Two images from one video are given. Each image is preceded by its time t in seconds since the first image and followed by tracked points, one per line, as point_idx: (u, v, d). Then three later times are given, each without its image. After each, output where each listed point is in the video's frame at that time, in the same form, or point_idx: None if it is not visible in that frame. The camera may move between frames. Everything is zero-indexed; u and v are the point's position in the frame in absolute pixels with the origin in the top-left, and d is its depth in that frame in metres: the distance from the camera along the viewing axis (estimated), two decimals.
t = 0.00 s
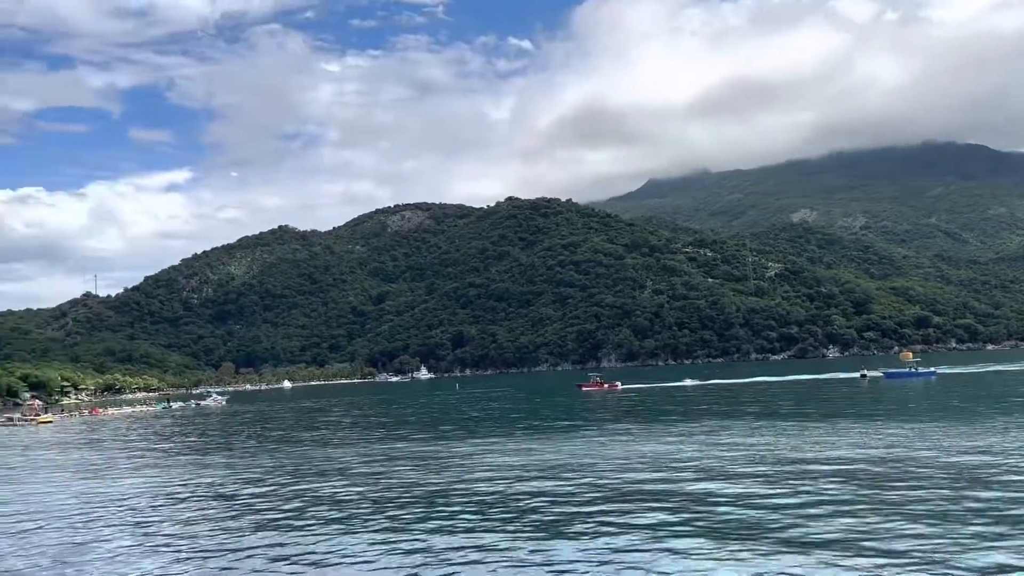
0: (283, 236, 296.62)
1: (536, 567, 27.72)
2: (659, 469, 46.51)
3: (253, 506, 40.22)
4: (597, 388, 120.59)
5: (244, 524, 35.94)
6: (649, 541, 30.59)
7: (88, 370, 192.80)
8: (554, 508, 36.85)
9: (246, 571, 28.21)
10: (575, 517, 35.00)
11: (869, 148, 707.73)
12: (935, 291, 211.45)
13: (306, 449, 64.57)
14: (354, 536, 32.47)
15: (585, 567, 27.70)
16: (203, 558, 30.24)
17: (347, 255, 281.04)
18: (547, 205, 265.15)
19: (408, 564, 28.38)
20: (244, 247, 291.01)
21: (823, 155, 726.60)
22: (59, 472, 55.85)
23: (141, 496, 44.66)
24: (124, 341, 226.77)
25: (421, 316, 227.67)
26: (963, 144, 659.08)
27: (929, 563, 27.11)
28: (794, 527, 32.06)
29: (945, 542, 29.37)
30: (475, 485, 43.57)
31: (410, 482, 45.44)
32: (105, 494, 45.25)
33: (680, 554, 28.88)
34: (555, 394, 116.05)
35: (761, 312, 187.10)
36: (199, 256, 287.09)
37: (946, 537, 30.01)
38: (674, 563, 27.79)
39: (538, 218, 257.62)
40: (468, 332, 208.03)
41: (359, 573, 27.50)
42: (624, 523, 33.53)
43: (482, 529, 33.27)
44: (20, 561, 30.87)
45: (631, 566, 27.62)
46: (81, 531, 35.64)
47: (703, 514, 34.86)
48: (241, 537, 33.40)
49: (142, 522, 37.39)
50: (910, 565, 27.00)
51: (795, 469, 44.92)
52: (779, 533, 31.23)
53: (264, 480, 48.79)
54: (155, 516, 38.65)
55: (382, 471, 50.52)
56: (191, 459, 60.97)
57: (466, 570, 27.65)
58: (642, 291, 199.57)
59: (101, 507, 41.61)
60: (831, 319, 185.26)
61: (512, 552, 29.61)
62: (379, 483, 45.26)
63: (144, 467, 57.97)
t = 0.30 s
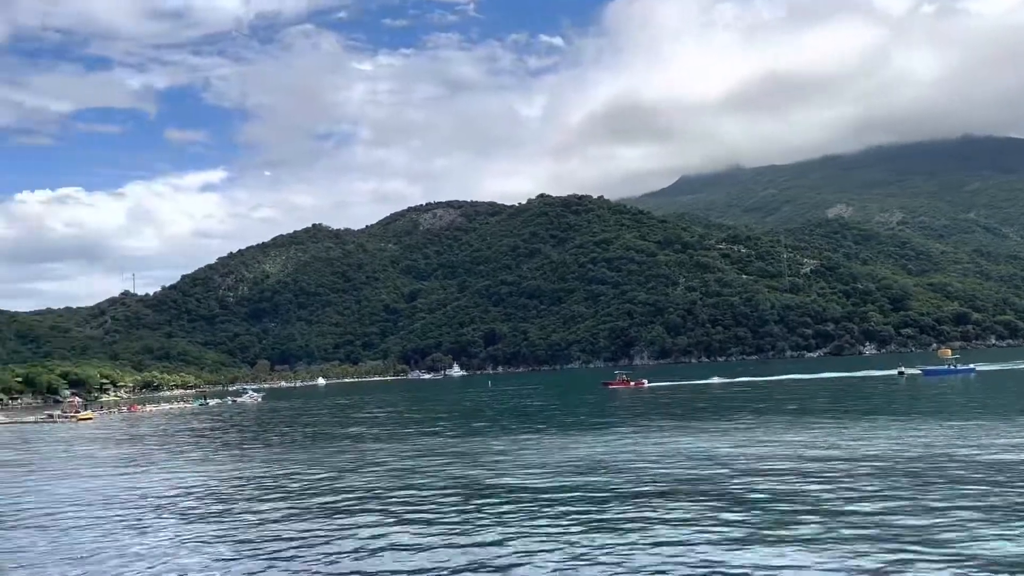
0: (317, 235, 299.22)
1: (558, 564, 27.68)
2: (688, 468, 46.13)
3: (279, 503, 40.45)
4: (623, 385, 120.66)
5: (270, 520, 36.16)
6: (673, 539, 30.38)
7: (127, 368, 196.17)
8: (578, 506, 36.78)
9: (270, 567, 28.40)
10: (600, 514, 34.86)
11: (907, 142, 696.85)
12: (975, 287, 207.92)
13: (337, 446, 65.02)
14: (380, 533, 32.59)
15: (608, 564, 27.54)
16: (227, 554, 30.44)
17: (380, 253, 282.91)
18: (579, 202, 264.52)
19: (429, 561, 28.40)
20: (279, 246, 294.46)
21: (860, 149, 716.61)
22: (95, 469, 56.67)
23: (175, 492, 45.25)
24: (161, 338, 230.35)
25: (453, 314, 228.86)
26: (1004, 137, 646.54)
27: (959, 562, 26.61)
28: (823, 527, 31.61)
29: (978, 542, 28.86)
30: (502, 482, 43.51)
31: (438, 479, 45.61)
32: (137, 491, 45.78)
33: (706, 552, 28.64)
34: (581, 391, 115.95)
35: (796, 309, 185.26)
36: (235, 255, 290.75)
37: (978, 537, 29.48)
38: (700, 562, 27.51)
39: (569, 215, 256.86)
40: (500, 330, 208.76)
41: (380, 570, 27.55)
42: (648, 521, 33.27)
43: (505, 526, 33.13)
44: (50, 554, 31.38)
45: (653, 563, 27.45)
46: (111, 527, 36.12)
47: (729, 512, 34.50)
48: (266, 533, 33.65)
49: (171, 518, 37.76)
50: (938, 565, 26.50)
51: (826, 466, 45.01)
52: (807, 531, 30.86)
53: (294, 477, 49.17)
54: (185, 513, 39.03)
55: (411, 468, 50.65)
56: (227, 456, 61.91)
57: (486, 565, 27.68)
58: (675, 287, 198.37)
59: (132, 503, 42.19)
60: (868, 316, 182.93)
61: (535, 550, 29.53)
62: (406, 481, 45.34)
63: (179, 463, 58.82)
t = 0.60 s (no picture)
0: (352, 233, 301.64)
1: (585, 561, 27.78)
2: (722, 465, 45.84)
3: (318, 498, 40.98)
4: (651, 383, 120.27)
5: (303, 516, 36.65)
6: (701, 537, 30.32)
7: (167, 364, 199.54)
8: (609, 503, 36.78)
9: (301, 561, 28.82)
10: (629, 511, 34.90)
11: (948, 136, 683.94)
12: (1019, 282, 203.66)
13: (373, 442, 65.51)
14: (409, 529, 32.92)
15: (636, 561, 27.56)
16: (260, 548, 30.95)
17: (414, 250, 284.50)
18: (614, 198, 263.35)
19: (457, 557, 28.63)
20: (315, 243, 297.37)
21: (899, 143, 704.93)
22: (135, 464, 57.72)
23: (215, 487, 46.13)
24: (200, 335, 233.95)
25: (487, 311, 229.62)
26: None
27: (1004, 562, 26.26)
28: (855, 525, 31.31)
29: (1014, 541, 28.42)
30: (533, 479, 43.61)
31: (471, 475, 45.84)
32: (175, 486, 46.62)
33: (734, 550, 28.55)
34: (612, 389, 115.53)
35: (834, 305, 183.10)
36: (272, 253, 294.18)
37: None
38: (728, 560, 27.46)
39: (603, 212, 255.75)
40: (534, 327, 209.21)
41: (409, 565, 27.84)
42: (677, 519, 33.21)
43: (534, 523, 33.29)
44: (89, 545, 32.11)
45: (681, 561, 27.42)
46: (148, 521, 36.82)
47: (762, 510, 34.31)
48: (299, 528, 34.10)
49: (207, 513, 38.40)
50: (980, 563, 26.28)
51: (864, 464, 44.66)
52: (839, 531, 30.61)
53: (329, 472, 49.73)
54: (220, 508, 39.66)
55: (444, 464, 50.90)
56: (265, 451, 62.90)
57: (515, 562, 27.83)
58: (711, 284, 196.87)
59: (169, 497, 42.94)
60: (908, 313, 180.14)
61: (563, 547, 29.62)
62: (439, 477, 45.64)
63: (217, 458, 59.77)
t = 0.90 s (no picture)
0: (386, 230, 303.20)
1: (613, 558, 27.42)
2: (755, 463, 45.15)
3: (350, 493, 41.06)
4: (680, 379, 119.58)
5: (331, 512, 36.63)
6: (732, 535, 29.79)
7: (204, 360, 202.20)
8: (639, 501, 36.26)
9: (329, 556, 28.78)
10: (658, 510, 34.37)
11: (990, 129, 670.71)
12: None
13: (405, 437, 65.65)
14: (437, 525, 32.75)
15: (665, 560, 27.09)
16: (289, 544, 30.95)
17: (447, 247, 285.40)
18: (646, 193, 261.73)
19: (485, 554, 28.37)
20: (349, 240, 299.54)
21: (938, 136, 692.60)
22: (170, 458, 58.35)
23: (249, 481, 46.45)
24: (236, 331, 236.82)
25: (520, 308, 229.65)
26: None
27: None
28: (891, 525, 30.60)
29: None
30: (563, 476, 43.29)
31: (501, 472, 45.57)
32: (208, 480, 46.96)
33: (765, 548, 28.00)
34: (640, 386, 114.78)
35: (872, 301, 180.29)
36: (306, 250, 296.76)
37: None
38: (759, 559, 26.88)
39: (636, 207, 254.27)
40: (566, 324, 208.87)
41: (436, 560, 27.66)
42: (707, 517, 32.70)
43: (563, 520, 32.93)
44: (123, 539, 32.36)
45: (711, 559, 26.96)
46: (182, 515, 37.10)
47: (795, 509, 33.63)
48: (327, 523, 34.06)
49: (238, 507, 38.55)
50: None
51: (902, 461, 43.83)
52: (875, 530, 29.91)
53: (360, 468, 49.81)
54: (251, 502, 39.79)
55: (475, 460, 50.80)
56: (298, 446, 63.32)
57: (542, 559, 27.47)
58: (745, 280, 194.79)
59: (201, 492, 43.24)
60: (948, 309, 176.91)
61: (591, 544, 29.23)
62: (469, 473, 45.46)
63: (250, 453, 60.22)
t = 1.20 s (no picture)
0: (425, 226, 304.45)
1: (660, 555, 26.68)
2: (800, 459, 44.40)
3: (391, 486, 41.14)
4: (715, 375, 118.48)
5: (373, 506, 36.36)
6: (783, 533, 28.87)
7: (248, 354, 204.96)
8: (684, 497, 35.50)
9: (370, 550, 28.44)
10: (703, 505, 33.77)
11: None
12: None
13: (445, 432, 65.53)
14: (479, 520, 32.27)
15: (714, 557, 26.29)
16: (330, 537, 30.68)
17: (486, 242, 285.66)
18: (687, 186, 259.19)
19: (528, 549, 27.81)
20: (388, 236, 301.45)
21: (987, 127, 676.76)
22: (214, 451, 58.95)
23: (292, 474, 46.83)
24: (279, 326, 239.66)
25: (559, 302, 229.14)
26: None
27: None
28: (945, 521, 29.81)
29: None
30: (605, 471, 42.63)
31: (542, 467, 45.07)
32: (251, 474, 47.09)
33: (818, 546, 27.09)
34: (673, 382, 113.60)
35: (918, 296, 176.53)
36: (347, 245, 299.14)
37: None
38: (812, 557, 25.98)
39: (676, 201, 252.01)
40: (606, 319, 207.92)
41: (479, 555, 27.16)
42: (756, 514, 31.83)
43: (607, 517, 32.25)
44: (166, 531, 32.31)
45: (760, 557, 26.13)
46: (223, 508, 37.03)
47: (847, 506, 32.59)
48: (368, 518, 33.71)
49: (280, 501, 38.49)
50: None
51: (953, 458, 42.80)
52: (932, 528, 28.83)
53: (400, 462, 49.67)
54: (292, 495, 39.68)
55: (515, 454, 50.66)
56: (339, 439, 63.77)
57: (587, 556, 26.83)
58: (788, 274, 191.94)
59: (244, 485, 43.34)
60: (997, 303, 172.65)
61: (635, 540, 28.55)
62: (510, 469, 45.05)
63: (292, 446, 60.49)
